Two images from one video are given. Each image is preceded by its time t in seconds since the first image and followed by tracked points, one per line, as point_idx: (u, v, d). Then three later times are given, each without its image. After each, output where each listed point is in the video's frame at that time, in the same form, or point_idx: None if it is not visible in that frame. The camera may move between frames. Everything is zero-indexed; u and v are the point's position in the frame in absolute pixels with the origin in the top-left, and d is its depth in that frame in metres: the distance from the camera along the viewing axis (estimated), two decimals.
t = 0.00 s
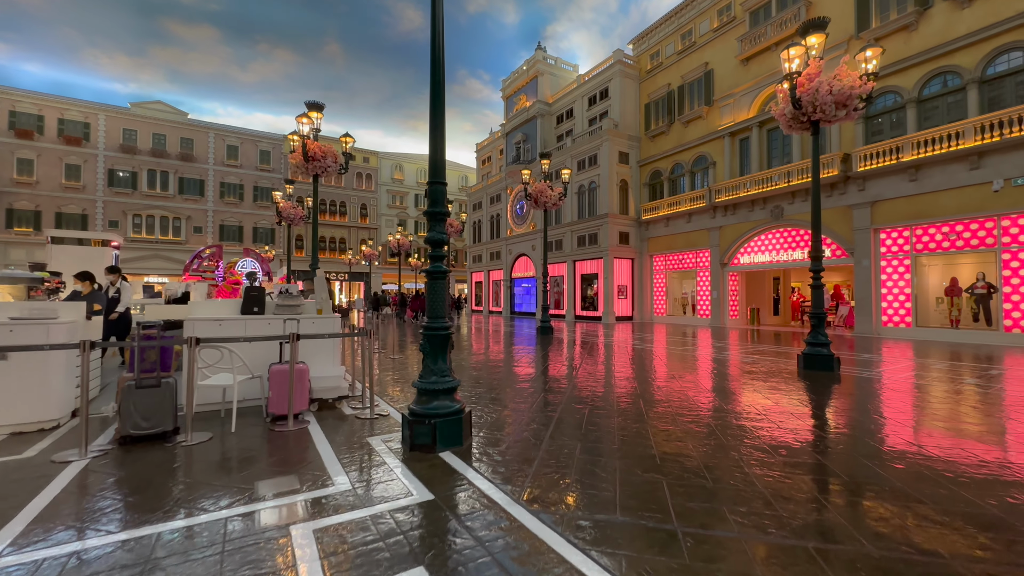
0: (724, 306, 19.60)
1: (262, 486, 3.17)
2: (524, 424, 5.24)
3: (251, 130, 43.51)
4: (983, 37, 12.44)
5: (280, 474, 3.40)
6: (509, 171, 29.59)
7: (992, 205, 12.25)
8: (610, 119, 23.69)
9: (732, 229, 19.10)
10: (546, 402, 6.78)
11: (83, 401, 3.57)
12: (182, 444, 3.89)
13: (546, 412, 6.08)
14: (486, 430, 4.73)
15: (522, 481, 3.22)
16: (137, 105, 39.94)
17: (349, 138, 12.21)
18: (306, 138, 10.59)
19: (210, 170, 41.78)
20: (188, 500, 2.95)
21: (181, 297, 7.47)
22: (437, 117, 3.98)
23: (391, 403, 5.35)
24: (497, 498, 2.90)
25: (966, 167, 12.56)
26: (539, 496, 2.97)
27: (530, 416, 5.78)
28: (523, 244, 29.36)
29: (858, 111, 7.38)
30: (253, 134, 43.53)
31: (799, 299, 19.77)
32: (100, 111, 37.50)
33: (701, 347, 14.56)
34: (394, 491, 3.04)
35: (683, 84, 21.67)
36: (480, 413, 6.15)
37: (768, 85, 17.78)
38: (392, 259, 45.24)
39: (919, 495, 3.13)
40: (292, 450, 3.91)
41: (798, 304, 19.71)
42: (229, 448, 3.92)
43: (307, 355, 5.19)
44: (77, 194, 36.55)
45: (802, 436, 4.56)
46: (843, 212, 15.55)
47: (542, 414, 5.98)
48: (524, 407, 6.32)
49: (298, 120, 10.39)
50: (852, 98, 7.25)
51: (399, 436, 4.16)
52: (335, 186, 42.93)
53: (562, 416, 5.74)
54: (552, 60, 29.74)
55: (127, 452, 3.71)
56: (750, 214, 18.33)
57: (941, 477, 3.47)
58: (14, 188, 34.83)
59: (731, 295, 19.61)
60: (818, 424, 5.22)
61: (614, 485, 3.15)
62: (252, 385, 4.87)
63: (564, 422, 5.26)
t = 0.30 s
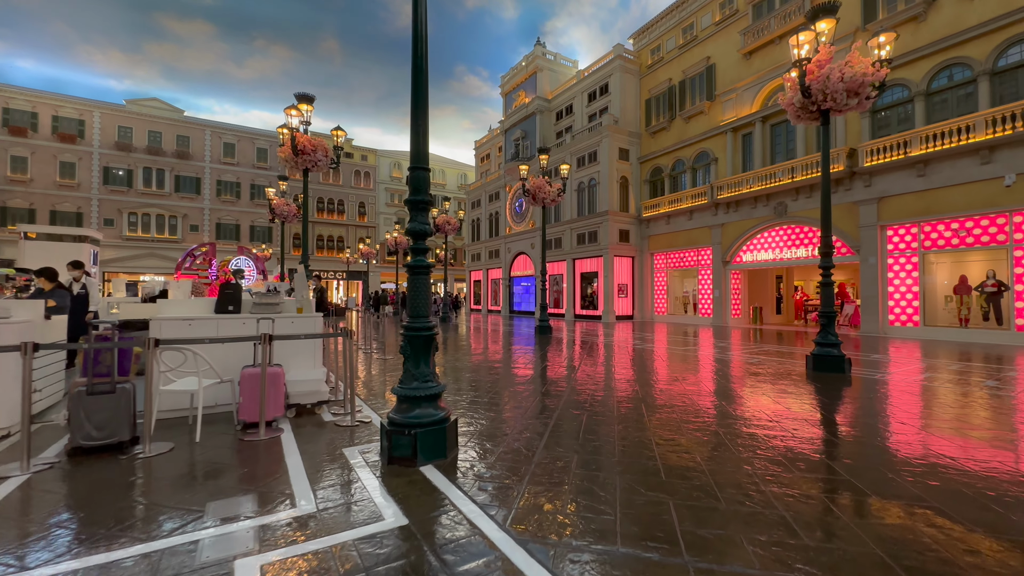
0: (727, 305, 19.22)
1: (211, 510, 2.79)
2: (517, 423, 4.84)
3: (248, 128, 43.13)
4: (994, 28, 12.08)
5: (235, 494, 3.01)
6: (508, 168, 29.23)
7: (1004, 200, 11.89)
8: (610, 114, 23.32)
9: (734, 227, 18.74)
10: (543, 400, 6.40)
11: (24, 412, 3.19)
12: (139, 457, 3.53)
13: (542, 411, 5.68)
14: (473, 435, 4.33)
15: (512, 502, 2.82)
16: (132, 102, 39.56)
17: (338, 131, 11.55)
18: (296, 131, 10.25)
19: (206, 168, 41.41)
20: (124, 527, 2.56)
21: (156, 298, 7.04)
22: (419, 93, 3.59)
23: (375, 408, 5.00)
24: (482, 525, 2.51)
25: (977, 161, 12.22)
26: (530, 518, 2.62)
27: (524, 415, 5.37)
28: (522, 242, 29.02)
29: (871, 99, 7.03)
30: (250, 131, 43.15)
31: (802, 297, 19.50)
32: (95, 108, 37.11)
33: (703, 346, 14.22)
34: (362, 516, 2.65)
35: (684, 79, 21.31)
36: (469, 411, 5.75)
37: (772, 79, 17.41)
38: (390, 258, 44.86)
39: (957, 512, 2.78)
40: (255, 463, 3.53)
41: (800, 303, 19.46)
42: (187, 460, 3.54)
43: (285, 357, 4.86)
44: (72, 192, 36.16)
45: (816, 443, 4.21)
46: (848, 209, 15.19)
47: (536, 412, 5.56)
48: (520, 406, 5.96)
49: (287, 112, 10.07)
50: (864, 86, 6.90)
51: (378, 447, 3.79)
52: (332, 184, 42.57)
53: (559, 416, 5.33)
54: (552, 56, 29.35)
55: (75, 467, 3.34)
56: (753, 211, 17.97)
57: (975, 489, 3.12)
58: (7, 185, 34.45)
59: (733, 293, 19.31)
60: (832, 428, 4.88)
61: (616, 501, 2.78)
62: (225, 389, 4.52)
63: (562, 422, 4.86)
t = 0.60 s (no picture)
0: (728, 306, 18.87)
1: (148, 548, 2.41)
2: (508, 437, 4.44)
3: (245, 126, 42.72)
4: (1006, 20, 11.74)
5: (180, 526, 2.63)
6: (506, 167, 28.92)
7: (1016, 198, 11.54)
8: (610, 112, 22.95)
9: (736, 226, 18.39)
10: (539, 408, 6.00)
11: None
12: (86, 479, 3.15)
13: (537, 419, 5.29)
14: (458, 453, 3.92)
15: (496, 539, 2.45)
16: (127, 100, 39.16)
17: (328, 125, 10.95)
18: (282, 126, 9.85)
19: (202, 166, 41.02)
20: (42, 572, 2.18)
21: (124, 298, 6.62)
22: (397, 73, 3.19)
23: (355, 420, 4.64)
24: (459, 573, 2.12)
25: (987, 158, 11.87)
26: (518, 561, 2.24)
27: (517, 426, 4.96)
28: (520, 242, 28.66)
29: (885, 90, 6.67)
30: (247, 130, 42.73)
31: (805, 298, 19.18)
32: (89, 106, 36.71)
33: (704, 348, 13.88)
34: (318, 561, 2.27)
35: (685, 76, 20.96)
36: (458, 420, 5.33)
37: (775, 75, 17.06)
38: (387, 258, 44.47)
39: (1005, 544, 2.42)
40: (212, 486, 3.16)
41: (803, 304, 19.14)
42: (135, 484, 3.17)
43: (257, 365, 4.50)
44: (65, 191, 35.77)
45: (833, 453, 3.87)
46: (853, 208, 14.82)
47: (530, 422, 5.16)
48: (514, 414, 5.58)
49: (274, 106, 9.70)
50: (878, 76, 6.53)
51: (351, 469, 3.40)
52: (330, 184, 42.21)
53: (555, 425, 4.94)
54: (551, 53, 28.95)
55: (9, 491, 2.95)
56: (755, 210, 17.62)
57: (1019, 512, 2.78)
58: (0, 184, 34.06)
59: (734, 294, 18.97)
60: (847, 436, 4.54)
61: (617, 538, 2.41)
62: (187, 401, 4.17)
63: (557, 434, 4.48)
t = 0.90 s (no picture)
0: (728, 305, 18.56)
1: None
2: (495, 443, 3.97)
3: (238, 123, 42.21)
4: (1013, 13, 11.48)
5: (98, 556, 2.24)
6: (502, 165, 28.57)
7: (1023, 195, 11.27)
8: (607, 109, 22.62)
9: (736, 224, 18.08)
10: (533, 408, 5.57)
11: None
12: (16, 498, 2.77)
13: (529, 420, 4.83)
14: (435, 460, 3.46)
15: (477, 572, 2.08)
16: (119, 96, 38.62)
17: (315, 117, 10.50)
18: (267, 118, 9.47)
19: (195, 164, 40.50)
20: None
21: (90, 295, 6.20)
22: (368, 38, 2.81)
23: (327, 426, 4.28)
24: None
25: (994, 154, 11.60)
26: None
27: (506, 428, 4.49)
28: (517, 241, 28.31)
29: (897, 78, 6.34)
30: (240, 127, 42.23)
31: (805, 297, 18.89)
32: (79, 102, 36.16)
33: (702, 348, 13.57)
34: None
35: (684, 72, 20.65)
36: (443, 421, 4.86)
37: (775, 71, 16.78)
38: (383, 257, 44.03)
39: None
40: (148, 504, 2.75)
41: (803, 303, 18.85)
42: (70, 502, 2.79)
43: (223, 369, 4.14)
44: (55, 188, 35.21)
45: (852, 462, 3.52)
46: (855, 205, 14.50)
47: (521, 423, 4.71)
48: (509, 416, 5.23)
49: (258, 96, 9.31)
50: (890, 63, 6.21)
51: (317, 485, 3.03)
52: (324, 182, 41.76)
53: (547, 428, 4.49)
54: (548, 49, 28.60)
55: None
56: (755, 208, 17.31)
57: None
58: None
59: (734, 293, 18.66)
60: (863, 439, 4.20)
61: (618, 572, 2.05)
62: (138, 409, 3.80)
63: (549, 439, 4.05)
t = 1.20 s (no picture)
0: (727, 305, 18.24)
1: None
2: (482, 459, 3.54)
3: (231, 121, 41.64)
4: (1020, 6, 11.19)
5: None
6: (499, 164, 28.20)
7: None
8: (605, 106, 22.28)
9: (735, 223, 17.76)
10: (527, 412, 5.14)
11: None
12: None
13: (521, 428, 4.39)
14: (410, 487, 3.00)
15: None
16: (109, 94, 38.00)
17: (301, 112, 10.08)
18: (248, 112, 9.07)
19: (187, 163, 39.92)
20: None
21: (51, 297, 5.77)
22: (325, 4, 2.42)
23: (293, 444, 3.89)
24: None
25: (1000, 152, 11.32)
26: None
27: (495, 440, 4.03)
28: (513, 240, 27.95)
29: (909, 68, 6.01)
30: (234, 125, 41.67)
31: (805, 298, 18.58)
32: (69, 100, 35.53)
33: (701, 350, 13.25)
34: None
35: (682, 68, 20.32)
36: (430, 432, 4.41)
37: (775, 67, 16.47)
38: (378, 257, 43.53)
39: None
40: (66, 542, 2.36)
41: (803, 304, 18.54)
42: None
43: (181, 381, 3.75)
44: (43, 187, 34.59)
45: (873, 481, 3.18)
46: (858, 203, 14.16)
47: (513, 432, 4.26)
48: (506, 420, 4.88)
49: (240, 89, 8.91)
50: (903, 52, 5.88)
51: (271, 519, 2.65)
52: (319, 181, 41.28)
53: (539, 438, 4.04)
54: (545, 47, 28.23)
55: None
56: (755, 207, 17.00)
57: None
58: None
59: (733, 293, 18.33)
60: (878, 451, 3.87)
61: None
62: (76, 425, 3.41)
63: (540, 454, 3.61)
